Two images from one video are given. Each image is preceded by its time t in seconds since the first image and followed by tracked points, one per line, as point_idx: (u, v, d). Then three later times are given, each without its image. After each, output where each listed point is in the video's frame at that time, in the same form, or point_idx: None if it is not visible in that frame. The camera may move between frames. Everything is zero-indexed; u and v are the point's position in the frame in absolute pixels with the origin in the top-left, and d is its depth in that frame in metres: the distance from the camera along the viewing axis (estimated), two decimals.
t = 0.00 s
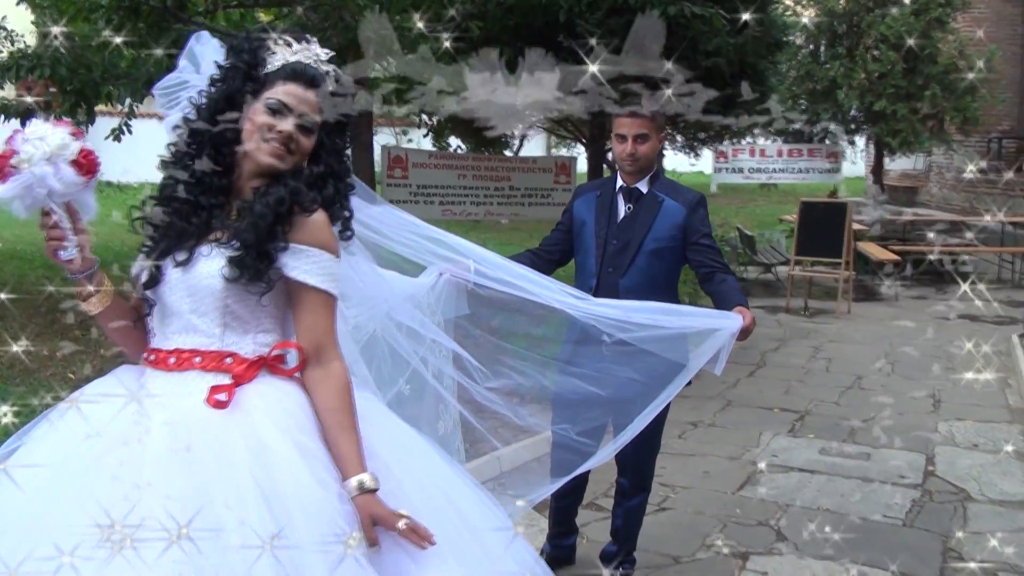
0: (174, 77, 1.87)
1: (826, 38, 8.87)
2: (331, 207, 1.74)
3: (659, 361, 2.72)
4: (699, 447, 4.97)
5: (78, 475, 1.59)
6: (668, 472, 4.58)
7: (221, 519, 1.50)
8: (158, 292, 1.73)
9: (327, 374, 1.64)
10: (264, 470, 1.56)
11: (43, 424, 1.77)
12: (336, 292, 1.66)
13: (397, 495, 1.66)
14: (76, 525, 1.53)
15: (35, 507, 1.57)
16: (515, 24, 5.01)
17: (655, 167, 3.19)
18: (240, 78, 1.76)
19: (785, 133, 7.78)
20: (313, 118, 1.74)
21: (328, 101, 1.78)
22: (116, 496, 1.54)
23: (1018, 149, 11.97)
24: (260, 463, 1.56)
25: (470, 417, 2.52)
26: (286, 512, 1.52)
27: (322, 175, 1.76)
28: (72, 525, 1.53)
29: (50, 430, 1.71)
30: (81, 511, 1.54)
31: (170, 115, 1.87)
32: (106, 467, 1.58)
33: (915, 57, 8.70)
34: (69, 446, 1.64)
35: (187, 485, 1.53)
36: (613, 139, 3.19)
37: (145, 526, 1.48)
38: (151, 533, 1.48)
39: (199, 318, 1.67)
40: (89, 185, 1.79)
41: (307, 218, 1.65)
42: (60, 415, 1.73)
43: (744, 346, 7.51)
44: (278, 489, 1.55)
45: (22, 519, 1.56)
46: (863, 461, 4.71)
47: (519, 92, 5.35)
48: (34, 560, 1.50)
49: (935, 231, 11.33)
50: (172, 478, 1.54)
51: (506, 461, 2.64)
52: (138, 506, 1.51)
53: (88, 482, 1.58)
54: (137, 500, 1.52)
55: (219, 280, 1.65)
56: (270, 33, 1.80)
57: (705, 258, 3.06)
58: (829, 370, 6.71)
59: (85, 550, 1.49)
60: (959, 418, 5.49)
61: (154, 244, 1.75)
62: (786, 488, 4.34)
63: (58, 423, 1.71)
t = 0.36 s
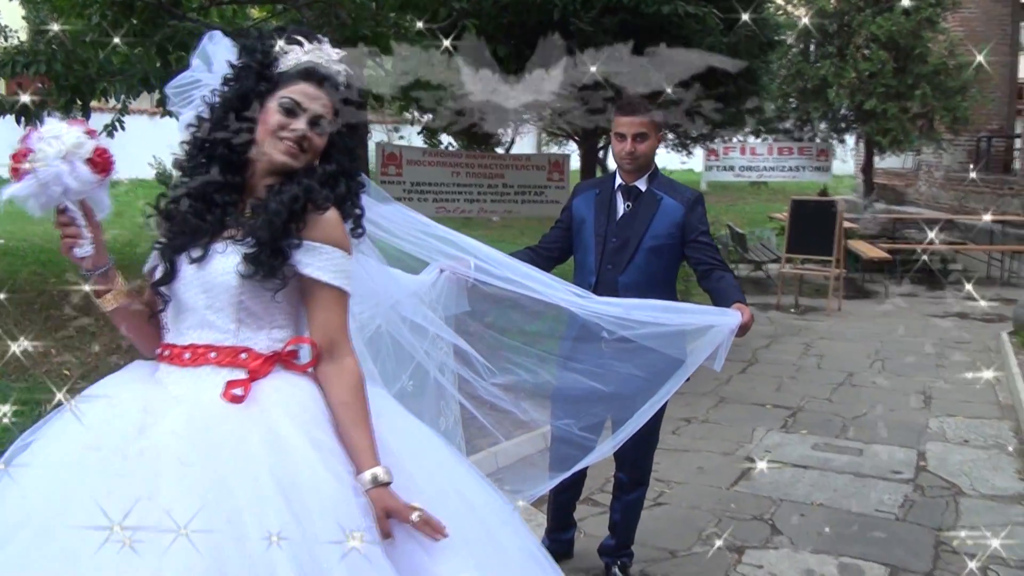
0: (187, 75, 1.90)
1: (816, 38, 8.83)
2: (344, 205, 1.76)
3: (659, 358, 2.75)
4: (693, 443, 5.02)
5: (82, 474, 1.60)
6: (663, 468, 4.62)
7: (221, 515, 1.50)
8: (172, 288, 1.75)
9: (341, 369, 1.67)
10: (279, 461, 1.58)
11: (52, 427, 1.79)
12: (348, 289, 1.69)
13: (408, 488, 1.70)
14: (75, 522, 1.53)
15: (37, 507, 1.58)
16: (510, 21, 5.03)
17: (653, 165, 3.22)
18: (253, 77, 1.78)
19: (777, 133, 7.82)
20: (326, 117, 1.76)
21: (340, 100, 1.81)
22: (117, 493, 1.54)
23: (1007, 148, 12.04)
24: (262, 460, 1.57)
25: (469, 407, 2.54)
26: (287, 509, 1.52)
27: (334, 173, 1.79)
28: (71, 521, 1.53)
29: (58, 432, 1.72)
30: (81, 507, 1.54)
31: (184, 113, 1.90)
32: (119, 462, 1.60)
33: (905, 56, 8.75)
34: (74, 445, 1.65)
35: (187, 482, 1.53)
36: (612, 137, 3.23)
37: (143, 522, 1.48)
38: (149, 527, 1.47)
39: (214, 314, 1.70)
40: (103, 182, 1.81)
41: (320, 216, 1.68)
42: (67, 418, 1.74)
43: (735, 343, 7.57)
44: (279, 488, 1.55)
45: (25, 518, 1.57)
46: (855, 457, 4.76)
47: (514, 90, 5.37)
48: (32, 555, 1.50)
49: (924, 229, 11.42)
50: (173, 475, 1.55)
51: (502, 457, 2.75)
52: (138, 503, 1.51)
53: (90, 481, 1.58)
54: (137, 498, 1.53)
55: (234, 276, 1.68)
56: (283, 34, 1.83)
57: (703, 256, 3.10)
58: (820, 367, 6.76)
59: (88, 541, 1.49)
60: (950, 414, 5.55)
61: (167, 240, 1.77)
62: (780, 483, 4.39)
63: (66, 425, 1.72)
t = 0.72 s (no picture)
0: (202, 74, 1.93)
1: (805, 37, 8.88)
2: (357, 204, 1.79)
3: (659, 354, 2.79)
4: (687, 439, 5.07)
5: (90, 474, 1.63)
6: (657, 464, 4.67)
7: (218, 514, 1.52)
8: (187, 284, 1.77)
9: (354, 366, 1.71)
10: (298, 455, 1.61)
11: (65, 423, 1.82)
12: (361, 286, 1.72)
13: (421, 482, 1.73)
14: (80, 522, 1.56)
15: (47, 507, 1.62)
16: (503, 20, 5.04)
17: (651, 164, 3.26)
18: (267, 78, 1.81)
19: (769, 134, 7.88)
20: (338, 117, 1.79)
21: (354, 101, 1.83)
22: (121, 494, 1.57)
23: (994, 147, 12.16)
24: (276, 456, 1.59)
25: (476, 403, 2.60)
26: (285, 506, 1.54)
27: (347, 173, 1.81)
28: (77, 522, 1.56)
29: (71, 430, 1.75)
30: (88, 507, 1.58)
31: (199, 112, 1.93)
32: (137, 457, 1.62)
33: (894, 56, 8.83)
34: (84, 443, 1.69)
35: (187, 481, 1.56)
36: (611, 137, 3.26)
37: (153, 521, 1.51)
38: (150, 528, 1.50)
39: (229, 310, 1.72)
40: (118, 181, 1.83)
41: (334, 214, 1.71)
42: (80, 416, 1.76)
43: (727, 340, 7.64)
44: (277, 487, 1.57)
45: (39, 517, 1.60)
46: (847, 452, 4.82)
47: (508, 88, 5.40)
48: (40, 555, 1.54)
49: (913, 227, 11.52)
50: (188, 472, 1.57)
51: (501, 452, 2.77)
52: (141, 504, 1.54)
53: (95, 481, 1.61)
54: (138, 499, 1.55)
55: (250, 273, 1.70)
56: (297, 34, 1.85)
57: (701, 254, 3.14)
58: (811, 364, 6.83)
59: (111, 537, 1.51)
60: (940, 410, 5.62)
61: (182, 238, 1.80)
62: (773, 478, 4.45)
63: (77, 422, 1.75)
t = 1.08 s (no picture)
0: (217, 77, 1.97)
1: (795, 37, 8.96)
2: (371, 203, 1.82)
3: (659, 351, 2.83)
4: (680, 435, 5.12)
5: (103, 471, 1.65)
6: (651, 460, 4.71)
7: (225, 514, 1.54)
8: (204, 281, 1.80)
9: (370, 362, 1.75)
10: (317, 450, 1.64)
11: (77, 421, 1.83)
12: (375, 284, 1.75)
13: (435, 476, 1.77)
14: (89, 519, 1.58)
15: (57, 503, 1.63)
16: (497, 19, 5.06)
17: (650, 163, 3.29)
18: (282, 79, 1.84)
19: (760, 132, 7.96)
20: (352, 118, 1.82)
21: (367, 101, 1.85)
22: (129, 492, 1.59)
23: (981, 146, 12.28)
24: (297, 451, 1.62)
25: (481, 398, 2.64)
26: (293, 504, 1.56)
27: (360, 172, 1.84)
28: (91, 518, 1.58)
29: (83, 429, 1.77)
30: (108, 502, 1.59)
31: (211, 114, 1.96)
32: (158, 452, 1.64)
33: (882, 56, 8.94)
34: (101, 440, 1.70)
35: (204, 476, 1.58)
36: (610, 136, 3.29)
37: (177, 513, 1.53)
38: (169, 522, 1.52)
39: (246, 308, 1.76)
40: (133, 179, 1.86)
41: (349, 214, 1.74)
42: (96, 414, 1.78)
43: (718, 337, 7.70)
44: (286, 485, 1.59)
45: (59, 510, 1.62)
46: (839, 448, 4.88)
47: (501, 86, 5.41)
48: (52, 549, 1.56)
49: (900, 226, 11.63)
50: (210, 466, 1.59)
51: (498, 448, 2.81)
52: (163, 497, 1.57)
53: (103, 479, 1.63)
54: (150, 496, 1.57)
55: (267, 272, 1.73)
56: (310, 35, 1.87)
57: (699, 252, 3.18)
58: (802, 361, 6.89)
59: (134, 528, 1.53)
60: (930, 407, 5.69)
61: (199, 237, 1.83)
62: (767, 474, 4.50)
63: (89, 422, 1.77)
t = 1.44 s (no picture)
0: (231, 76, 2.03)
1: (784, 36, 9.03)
2: (386, 200, 1.85)
3: (659, 347, 2.88)
4: (674, 431, 5.17)
5: (123, 467, 1.67)
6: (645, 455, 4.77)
7: (240, 507, 1.56)
8: (221, 279, 1.84)
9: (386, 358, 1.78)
10: (336, 443, 1.67)
11: (92, 422, 1.85)
12: (389, 281, 1.78)
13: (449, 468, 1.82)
14: (109, 513, 1.59)
15: (75, 500, 1.65)
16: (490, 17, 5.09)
17: (648, 161, 3.33)
18: (297, 79, 1.87)
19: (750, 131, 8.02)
20: (366, 118, 1.85)
21: (381, 101, 1.88)
22: (145, 488, 1.61)
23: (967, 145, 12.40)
24: (317, 444, 1.65)
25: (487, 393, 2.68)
26: (312, 497, 1.59)
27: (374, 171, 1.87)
28: (114, 512, 1.60)
29: (98, 429, 1.79)
30: (129, 497, 1.61)
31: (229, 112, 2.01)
32: (178, 447, 1.66)
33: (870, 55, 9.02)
34: (120, 437, 1.72)
35: (227, 469, 1.60)
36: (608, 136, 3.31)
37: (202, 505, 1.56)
38: (196, 515, 1.55)
39: (264, 305, 1.79)
40: (149, 178, 1.90)
41: (364, 212, 1.78)
42: (112, 413, 1.80)
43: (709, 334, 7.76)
44: (307, 477, 1.62)
45: (80, 506, 1.63)
46: (831, 443, 4.95)
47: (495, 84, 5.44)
48: (71, 545, 1.57)
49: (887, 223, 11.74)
50: (231, 460, 1.62)
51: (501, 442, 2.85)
52: (186, 491, 1.59)
53: (118, 474, 1.65)
54: (174, 490, 1.59)
55: (284, 269, 1.77)
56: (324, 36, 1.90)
57: (697, 250, 3.23)
58: (792, 358, 6.97)
59: (159, 520, 1.55)
60: (919, 402, 5.77)
61: (215, 234, 1.86)
62: (759, 469, 4.56)
63: (104, 422, 1.79)
